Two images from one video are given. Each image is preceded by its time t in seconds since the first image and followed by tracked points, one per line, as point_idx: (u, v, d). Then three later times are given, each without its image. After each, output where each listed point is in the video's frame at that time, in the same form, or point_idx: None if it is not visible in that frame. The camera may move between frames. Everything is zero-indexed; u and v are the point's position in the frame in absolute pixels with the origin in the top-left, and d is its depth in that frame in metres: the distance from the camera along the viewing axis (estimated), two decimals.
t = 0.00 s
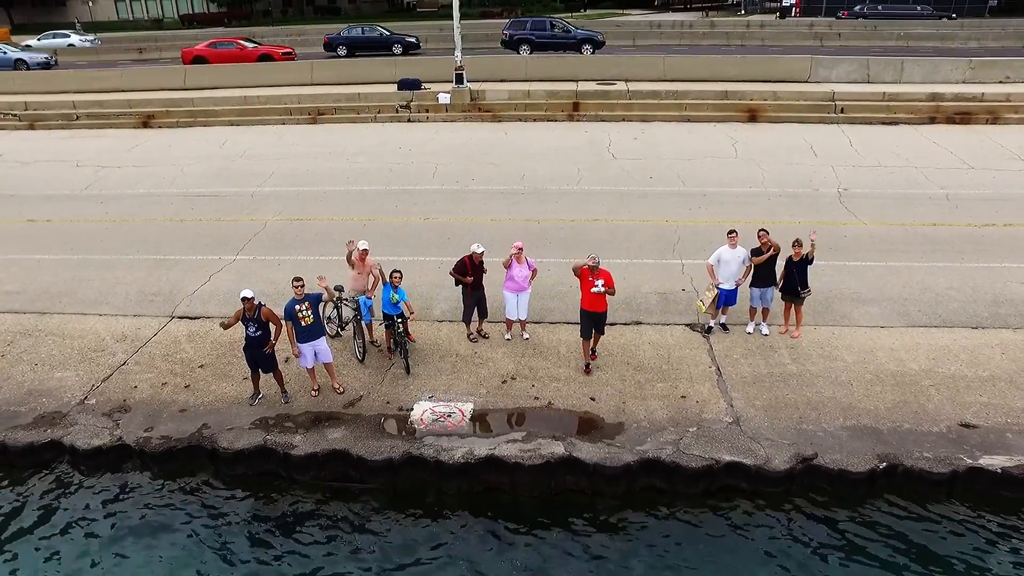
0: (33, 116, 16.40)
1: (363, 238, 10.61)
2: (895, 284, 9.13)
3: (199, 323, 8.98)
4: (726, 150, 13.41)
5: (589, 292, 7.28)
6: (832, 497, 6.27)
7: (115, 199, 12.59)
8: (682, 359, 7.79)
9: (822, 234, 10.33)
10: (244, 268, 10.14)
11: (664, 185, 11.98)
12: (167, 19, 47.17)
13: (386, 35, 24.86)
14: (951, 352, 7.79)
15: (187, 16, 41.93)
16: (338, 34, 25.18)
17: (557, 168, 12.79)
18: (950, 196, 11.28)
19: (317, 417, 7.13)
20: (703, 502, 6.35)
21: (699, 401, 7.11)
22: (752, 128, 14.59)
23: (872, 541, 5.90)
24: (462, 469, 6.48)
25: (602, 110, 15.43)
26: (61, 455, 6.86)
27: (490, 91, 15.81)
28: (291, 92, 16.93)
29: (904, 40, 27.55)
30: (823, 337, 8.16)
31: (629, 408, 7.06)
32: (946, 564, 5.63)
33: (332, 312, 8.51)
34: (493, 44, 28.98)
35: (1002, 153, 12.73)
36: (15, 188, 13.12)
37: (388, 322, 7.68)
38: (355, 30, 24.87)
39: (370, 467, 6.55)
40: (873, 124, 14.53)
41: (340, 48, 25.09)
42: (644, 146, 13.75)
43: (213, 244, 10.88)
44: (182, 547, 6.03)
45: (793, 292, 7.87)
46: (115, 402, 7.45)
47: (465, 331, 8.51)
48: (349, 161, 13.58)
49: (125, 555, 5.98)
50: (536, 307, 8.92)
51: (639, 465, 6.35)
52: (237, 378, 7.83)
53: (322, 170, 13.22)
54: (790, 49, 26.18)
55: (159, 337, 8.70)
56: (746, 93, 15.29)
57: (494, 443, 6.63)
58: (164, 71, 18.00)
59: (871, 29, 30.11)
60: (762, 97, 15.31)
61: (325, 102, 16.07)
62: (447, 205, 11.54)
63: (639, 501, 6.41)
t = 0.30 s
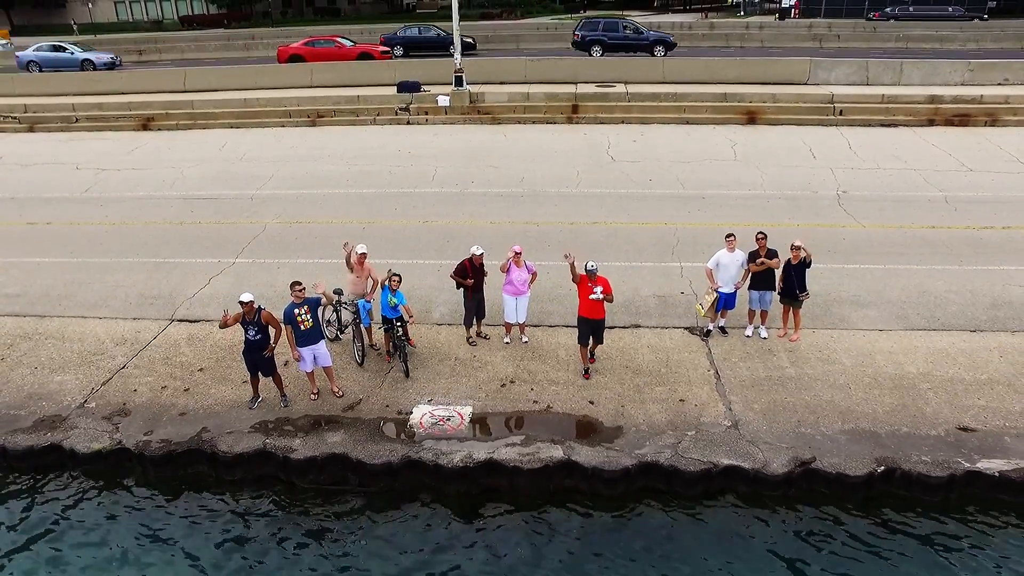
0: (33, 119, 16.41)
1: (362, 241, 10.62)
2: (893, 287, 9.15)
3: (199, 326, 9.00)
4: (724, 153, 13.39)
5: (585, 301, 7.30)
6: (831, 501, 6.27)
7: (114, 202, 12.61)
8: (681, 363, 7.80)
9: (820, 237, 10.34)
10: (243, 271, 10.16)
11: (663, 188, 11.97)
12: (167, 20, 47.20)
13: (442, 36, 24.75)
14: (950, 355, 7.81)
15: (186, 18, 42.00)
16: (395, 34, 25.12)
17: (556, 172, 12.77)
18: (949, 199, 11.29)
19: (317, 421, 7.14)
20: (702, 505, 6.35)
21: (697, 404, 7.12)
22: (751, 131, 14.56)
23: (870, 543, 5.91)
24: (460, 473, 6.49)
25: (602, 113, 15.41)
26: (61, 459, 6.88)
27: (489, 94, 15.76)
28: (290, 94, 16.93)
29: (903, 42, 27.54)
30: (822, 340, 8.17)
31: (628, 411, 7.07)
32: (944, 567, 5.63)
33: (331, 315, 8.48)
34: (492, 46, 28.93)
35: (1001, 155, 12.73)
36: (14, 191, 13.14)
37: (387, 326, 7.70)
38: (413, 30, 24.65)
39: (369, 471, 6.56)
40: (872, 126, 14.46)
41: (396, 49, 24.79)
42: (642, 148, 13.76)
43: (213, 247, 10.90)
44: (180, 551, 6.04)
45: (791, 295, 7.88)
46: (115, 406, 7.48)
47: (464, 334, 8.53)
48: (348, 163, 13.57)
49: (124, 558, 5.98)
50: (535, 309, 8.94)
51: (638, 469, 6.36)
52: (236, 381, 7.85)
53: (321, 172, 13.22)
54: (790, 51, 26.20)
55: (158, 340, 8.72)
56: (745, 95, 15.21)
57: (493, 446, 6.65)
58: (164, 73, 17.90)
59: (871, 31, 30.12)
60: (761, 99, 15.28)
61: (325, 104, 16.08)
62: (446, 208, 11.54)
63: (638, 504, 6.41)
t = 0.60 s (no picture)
0: (32, 121, 16.37)
1: (360, 244, 10.61)
2: (892, 289, 9.14)
3: (197, 329, 9.01)
4: (723, 155, 13.25)
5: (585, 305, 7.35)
6: (829, 505, 6.25)
7: (112, 204, 12.60)
8: (679, 366, 7.79)
9: (819, 239, 10.32)
10: (241, 273, 10.15)
11: (662, 189, 11.91)
12: (166, 22, 47.21)
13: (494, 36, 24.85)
14: (948, 358, 7.82)
15: (186, 18, 42.28)
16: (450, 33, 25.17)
17: (554, 173, 12.65)
18: (948, 200, 11.27)
19: (315, 424, 7.14)
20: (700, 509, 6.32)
21: (695, 407, 7.12)
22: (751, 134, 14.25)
23: (869, 545, 5.88)
24: (458, 476, 6.48)
25: (600, 114, 15.17)
26: (58, 462, 6.89)
27: (488, 95, 15.67)
28: (288, 96, 16.76)
29: (903, 43, 27.49)
30: (820, 343, 8.17)
31: (626, 415, 7.06)
32: (943, 568, 5.61)
33: (329, 318, 8.44)
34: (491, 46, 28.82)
35: (1001, 156, 12.68)
36: (13, 194, 13.14)
37: (385, 329, 7.72)
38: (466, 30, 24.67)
39: (367, 475, 6.55)
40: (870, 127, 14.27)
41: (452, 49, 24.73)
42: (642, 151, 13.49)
43: (211, 250, 10.88)
44: (176, 553, 6.03)
45: (790, 298, 7.87)
46: (113, 410, 7.51)
47: (462, 337, 8.53)
48: (346, 164, 13.49)
49: (120, 561, 5.98)
50: (533, 312, 8.93)
51: (636, 472, 6.35)
52: (234, 385, 7.85)
53: (318, 174, 13.15)
54: (790, 53, 26.15)
55: (156, 344, 8.75)
56: (744, 97, 15.11)
57: (490, 450, 6.64)
58: (163, 74, 17.64)
59: (871, 33, 30.09)
60: (761, 100, 15.18)
61: (324, 107, 15.93)
62: (444, 210, 11.51)
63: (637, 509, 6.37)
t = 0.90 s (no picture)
0: (29, 122, 16.31)
1: (357, 246, 10.58)
2: (890, 291, 9.12)
3: (194, 332, 9.01)
4: (721, 156, 13.11)
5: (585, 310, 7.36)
6: (828, 509, 6.24)
7: (109, 206, 12.59)
8: (677, 369, 7.79)
9: (818, 241, 10.27)
10: (239, 275, 10.14)
11: (660, 190, 11.85)
12: (165, 22, 47.15)
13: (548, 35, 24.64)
14: (947, 361, 7.83)
15: (185, 18, 42.23)
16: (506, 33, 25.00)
17: (552, 174, 12.54)
18: (947, 201, 11.24)
19: (313, 428, 7.13)
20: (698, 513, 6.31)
21: (693, 411, 7.11)
22: (749, 133, 14.16)
23: (866, 549, 5.87)
24: (456, 480, 6.47)
25: (598, 115, 14.98)
26: (54, 466, 6.88)
27: (486, 96, 15.56)
28: (286, 96, 16.54)
29: (902, 43, 27.44)
30: (819, 345, 8.16)
31: (624, 418, 7.05)
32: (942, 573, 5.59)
33: (326, 321, 8.42)
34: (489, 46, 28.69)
35: (1000, 157, 12.63)
36: (10, 195, 13.14)
37: (382, 332, 7.73)
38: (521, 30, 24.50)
39: (364, 479, 6.54)
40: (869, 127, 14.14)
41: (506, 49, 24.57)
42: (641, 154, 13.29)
43: (208, 252, 10.86)
44: (172, 558, 6.01)
45: (788, 300, 7.86)
46: (109, 413, 7.50)
47: (460, 339, 8.52)
48: (343, 165, 13.43)
49: (116, 566, 5.96)
50: (531, 314, 8.91)
51: (634, 476, 6.34)
52: (231, 388, 7.84)
53: (315, 175, 13.10)
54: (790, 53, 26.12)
55: (153, 346, 8.76)
56: (742, 98, 15.04)
57: (488, 454, 6.63)
58: (161, 75, 17.38)
59: (872, 33, 30.03)
60: (759, 100, 15.09)
61: (321, 108, 15.77)
62: (442, 212, 11.48)
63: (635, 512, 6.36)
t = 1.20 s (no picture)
0: (27, 123, 16.24)
1: (355, 248, 10.55)
2: (890, 294, 9.10)
3: (191, 335, 9.00)
4: (719, 157, 13.05)
5: (591, 313, 7.38)
6: (827, 513, 6.22)
7: (106, 208, 12.56)
8: (676, 372, 7.77)
9: (818, 243, 10.24)
10: (236, 278, 10.11)
11: (659, 192, 11.79)
12: (164, 22, 47.10)
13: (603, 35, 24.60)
14: (946, 364, 7.82)
15: (183, 19, 42.19)
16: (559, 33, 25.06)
17: (551, 175, 12.50)
18: (946, 203, 11.22)
19: (310, 432, 7.10)
20: (697, 518, 6.29)
21: (692, 414, 7.08)
22: (749, 134, 14.11)
23: (864, 555, 5.87)
24: (454, 485, 6.44)
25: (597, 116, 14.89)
26: (50, 470, 6.85)
27: (485, 98, 15.50)
28: (285, 97, 16.43)
29: (901, 43, 27.41)
30: (818, 348, 8.14)
31: (622, 422, 7.03)
32: None
33: (324, 324, 8.40)
34: (488, 46, 28.57)
35: (999, 158, 12.60)
36: (7, 197, 13.11)
37: (379, 335, 7.73)
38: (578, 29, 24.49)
39: (361, 483, 6.52)
40: (868, 129, 14.09)
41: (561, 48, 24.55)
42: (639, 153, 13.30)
43: (206, 254, 10.82)
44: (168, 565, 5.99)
45: (786, 303, 7.84)
46: (106, 417, 7.48)
47: (458, 342, 8.51)
48: (341, 166, 13.37)
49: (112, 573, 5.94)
50: (530, 317, 8.89)
51: (632, 480, 6.31)
52: (228, 392, 7.82)
53: (313, 176, 13.05)
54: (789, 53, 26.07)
55: (151, 350, 8.75)
56: (742, 100, 14.98)
57: (486, 458, 6.60)
58: (160, 76, 17.27)
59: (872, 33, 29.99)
60: (759, 101, 15.05)
61: (319, 109, 15.68)
62: (440, 213, 11.44)
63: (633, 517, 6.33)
